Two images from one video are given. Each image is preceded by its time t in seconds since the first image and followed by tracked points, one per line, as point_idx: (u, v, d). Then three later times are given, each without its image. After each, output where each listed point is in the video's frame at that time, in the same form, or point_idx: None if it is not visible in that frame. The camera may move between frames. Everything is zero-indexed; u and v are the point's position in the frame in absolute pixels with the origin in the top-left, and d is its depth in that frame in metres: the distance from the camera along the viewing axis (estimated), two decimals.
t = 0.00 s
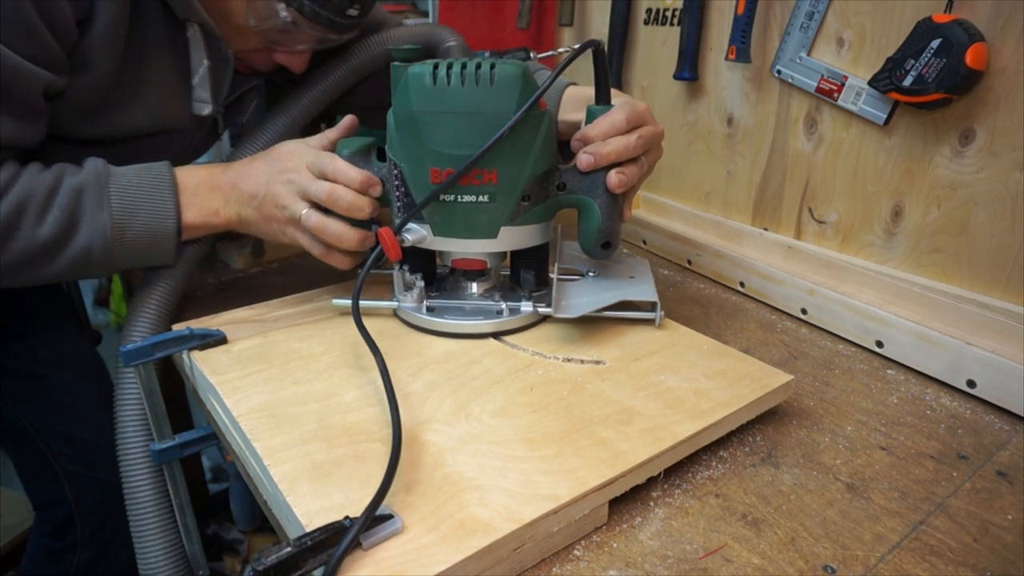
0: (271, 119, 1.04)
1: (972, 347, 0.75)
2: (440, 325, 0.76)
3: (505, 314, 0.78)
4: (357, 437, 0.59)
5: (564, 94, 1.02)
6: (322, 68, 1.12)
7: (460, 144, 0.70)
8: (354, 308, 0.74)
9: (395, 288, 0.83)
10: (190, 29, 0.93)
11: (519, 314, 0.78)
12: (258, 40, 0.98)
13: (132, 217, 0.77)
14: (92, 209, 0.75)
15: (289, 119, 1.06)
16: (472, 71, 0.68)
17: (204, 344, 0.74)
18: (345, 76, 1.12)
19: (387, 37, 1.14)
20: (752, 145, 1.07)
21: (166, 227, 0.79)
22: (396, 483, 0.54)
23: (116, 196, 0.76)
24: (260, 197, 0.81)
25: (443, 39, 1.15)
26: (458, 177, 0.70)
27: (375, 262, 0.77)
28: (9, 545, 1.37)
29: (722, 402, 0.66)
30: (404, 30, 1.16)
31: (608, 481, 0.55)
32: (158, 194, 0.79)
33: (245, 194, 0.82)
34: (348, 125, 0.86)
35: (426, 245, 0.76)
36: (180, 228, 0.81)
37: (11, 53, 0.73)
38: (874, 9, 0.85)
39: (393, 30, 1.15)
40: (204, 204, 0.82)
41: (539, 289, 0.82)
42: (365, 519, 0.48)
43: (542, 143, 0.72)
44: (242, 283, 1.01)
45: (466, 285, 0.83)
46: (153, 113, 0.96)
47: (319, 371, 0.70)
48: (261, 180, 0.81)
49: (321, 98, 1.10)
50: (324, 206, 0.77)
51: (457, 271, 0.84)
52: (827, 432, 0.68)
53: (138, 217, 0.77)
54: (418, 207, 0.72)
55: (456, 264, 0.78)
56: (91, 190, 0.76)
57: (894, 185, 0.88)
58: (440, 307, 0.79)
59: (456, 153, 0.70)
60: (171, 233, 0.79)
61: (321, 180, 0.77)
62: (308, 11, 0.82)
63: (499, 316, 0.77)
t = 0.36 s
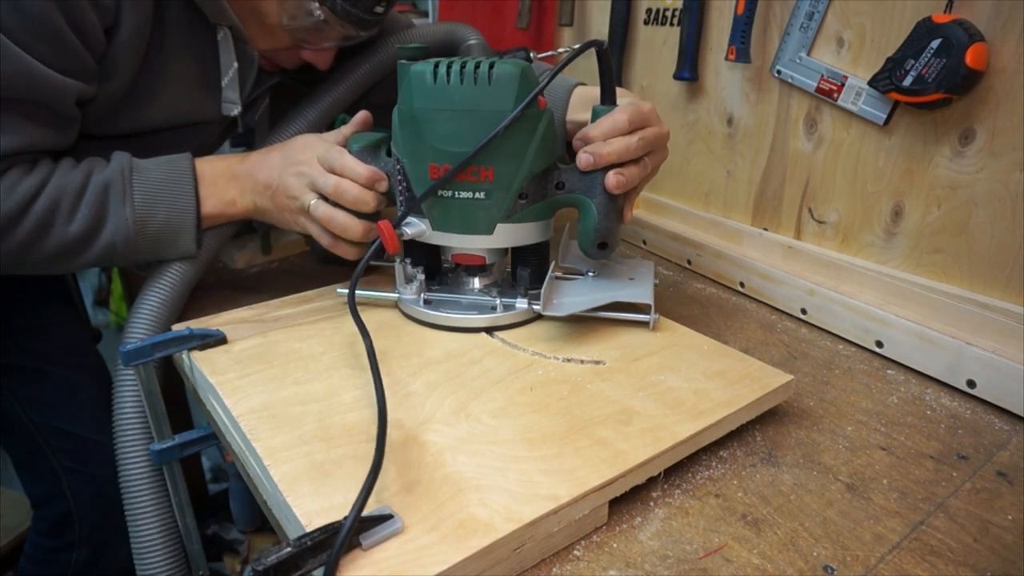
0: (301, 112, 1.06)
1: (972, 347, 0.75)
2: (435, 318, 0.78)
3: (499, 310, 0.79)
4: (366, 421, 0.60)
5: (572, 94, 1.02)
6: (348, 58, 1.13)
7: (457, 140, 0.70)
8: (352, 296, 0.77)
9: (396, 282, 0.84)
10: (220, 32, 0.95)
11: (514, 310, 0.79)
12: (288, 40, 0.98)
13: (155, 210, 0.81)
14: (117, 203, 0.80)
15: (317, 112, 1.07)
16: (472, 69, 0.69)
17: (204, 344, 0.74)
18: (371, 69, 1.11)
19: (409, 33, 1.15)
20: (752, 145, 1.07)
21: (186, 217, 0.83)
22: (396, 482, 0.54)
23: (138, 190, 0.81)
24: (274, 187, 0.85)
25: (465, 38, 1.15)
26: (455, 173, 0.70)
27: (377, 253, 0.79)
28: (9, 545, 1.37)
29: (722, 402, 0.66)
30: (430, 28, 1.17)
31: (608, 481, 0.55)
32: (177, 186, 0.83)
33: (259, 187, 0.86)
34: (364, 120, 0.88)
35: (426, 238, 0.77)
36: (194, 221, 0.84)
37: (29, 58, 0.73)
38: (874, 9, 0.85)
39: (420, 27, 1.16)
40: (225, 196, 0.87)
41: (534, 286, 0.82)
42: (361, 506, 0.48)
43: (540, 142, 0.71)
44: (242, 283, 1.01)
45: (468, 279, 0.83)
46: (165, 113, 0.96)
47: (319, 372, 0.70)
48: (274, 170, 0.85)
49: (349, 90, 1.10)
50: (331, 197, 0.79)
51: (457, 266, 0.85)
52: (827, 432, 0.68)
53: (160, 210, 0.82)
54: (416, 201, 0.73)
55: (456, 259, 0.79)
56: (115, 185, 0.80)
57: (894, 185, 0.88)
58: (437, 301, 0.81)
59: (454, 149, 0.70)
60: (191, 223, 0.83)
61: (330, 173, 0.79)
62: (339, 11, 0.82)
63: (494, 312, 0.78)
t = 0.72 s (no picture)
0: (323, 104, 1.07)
1: (973, 347, 0.75)
2: (432, 313, 0.78)
3: (496, 307, 0.79)
4: (370, 416, 0.61)
5: (579, 95, 1.01)
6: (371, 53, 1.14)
7: (456, 139, 0.70)
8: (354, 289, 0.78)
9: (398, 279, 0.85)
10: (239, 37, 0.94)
11: (511, 308, 0.79)
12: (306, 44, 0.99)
13: (171, 207, 0.82)
14: (135, 197, 0.80)
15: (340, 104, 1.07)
16: (472, 69, 0.69)
17: (204, 344, 0.74)
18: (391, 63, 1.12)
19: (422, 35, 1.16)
20: (752, 145, 1.07)
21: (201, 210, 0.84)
22: (396, 483, 0.54)
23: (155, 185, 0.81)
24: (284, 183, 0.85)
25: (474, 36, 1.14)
26: (455, 171, 0.71)
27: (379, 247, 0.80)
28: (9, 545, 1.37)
29: (722, 402, 0.66)
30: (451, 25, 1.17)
31: (608, 481, 0.55)
32: (192, 181, 0.84)
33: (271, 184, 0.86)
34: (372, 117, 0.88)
35: (425, 236, 0.77)
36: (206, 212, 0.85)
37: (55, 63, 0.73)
38: (874, 9, 0.85)
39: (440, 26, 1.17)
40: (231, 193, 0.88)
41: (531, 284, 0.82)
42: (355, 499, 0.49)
43: (539, 141, 0.71)
44: (243, 283, 1.01)
45: (468, 276, 0.83)
46: (181, 114, 0.96)
47: (319, 372, 0.70)
48: (285, 167, 0.85)
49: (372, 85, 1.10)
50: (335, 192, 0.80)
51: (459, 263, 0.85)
52: (827, 432, 0.68)
53: (176, 207, 0.82)
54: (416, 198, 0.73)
55: (456, 255, 0.79)
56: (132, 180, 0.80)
57: (894, 185, 0.88)
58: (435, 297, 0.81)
59: (454, 148, 0.70)
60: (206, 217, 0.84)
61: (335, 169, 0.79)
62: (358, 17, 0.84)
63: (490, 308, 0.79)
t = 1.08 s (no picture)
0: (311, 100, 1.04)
1: (972, 347, 0.75)
2: (433, 312, 0.79)
3: (497, 306, 0.79)
4: (370, 416, 0.61)
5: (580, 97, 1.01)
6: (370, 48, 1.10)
7: (456, 140, 0.70)
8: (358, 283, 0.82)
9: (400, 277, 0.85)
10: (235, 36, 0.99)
11: (511, 307, 0.79)
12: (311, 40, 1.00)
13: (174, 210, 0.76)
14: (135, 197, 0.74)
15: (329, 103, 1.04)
16: (470, 73, 0.69)
17: (204, 344, 0.75)
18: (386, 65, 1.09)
19: (420, 33, 1.10)
20: (752, 145, 1.07)
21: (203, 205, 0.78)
22: (396, 482, 0.54)
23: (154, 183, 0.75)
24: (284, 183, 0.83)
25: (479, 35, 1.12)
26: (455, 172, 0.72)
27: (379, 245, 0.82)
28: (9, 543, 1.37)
29: (722, 402, 0.66)
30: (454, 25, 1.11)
31: (608, 480, 0.55)
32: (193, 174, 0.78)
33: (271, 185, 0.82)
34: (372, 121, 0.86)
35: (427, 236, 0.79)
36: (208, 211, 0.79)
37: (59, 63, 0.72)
38: (874, 9, 0.85)
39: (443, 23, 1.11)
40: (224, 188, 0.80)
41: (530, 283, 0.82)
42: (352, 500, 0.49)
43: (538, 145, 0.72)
44: (243, 282, 1.01)
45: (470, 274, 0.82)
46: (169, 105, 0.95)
47: (319, 372, 0.70)
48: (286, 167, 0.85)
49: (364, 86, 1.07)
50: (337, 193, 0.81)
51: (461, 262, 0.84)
52: (828, 432, 0.68)
53: (179, 209, 0.77)
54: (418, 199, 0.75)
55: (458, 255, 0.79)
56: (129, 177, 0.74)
57: (894, 185, 0.88)
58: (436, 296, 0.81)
59: (454, 152, 0.71)
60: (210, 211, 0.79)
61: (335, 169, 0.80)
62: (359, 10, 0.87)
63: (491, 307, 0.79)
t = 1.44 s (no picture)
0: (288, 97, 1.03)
1: (972, 347, 0.75)
2: (435, 318, 0.78)
3: (500, 310, 0.78)
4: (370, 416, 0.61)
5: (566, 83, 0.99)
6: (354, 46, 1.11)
7: (458, 153, 0.71)
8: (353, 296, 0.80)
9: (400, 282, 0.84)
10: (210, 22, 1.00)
11: (514, 310, 0.79)
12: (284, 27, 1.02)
13: (143, 193, 0.74)
14: (105, 200, 0.73)
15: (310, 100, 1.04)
16: (472, 86, 0.70)
17: (204, 344, 0.75)
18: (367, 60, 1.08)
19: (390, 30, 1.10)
20: (752, 145, 1.07)
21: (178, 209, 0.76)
22: (396, 482, 0.54)
23: (127, 185, 0.74)
24: (278, 199, 0.77)
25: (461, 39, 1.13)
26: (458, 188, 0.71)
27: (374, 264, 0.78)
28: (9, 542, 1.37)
29: (722, 402, 0.66)
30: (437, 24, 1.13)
31: (608, 481, 0.55)
32: (168, 178, 0.75)
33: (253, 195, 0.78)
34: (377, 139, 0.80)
35: (426, 253, 0.77)
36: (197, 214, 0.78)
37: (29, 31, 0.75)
38: (874, 9, 0.85)
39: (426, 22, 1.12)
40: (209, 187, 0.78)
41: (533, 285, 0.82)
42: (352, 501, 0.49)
43: (541, 156, 0.72)
44: (242, 283, 1.01)
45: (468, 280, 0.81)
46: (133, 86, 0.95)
47: (319, 372, 0.70)
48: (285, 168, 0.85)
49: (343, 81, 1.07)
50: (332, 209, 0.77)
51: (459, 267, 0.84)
52: (828, 432, 0.68)
53: (149, 194, 0.74)
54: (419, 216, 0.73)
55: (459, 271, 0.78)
56: (102, 178, 0.73)
57: (894, 185, 0.88)
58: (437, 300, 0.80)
59: (456, 165, 0.71)
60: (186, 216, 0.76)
61: (331, 185, 0.77)
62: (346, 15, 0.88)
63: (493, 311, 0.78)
